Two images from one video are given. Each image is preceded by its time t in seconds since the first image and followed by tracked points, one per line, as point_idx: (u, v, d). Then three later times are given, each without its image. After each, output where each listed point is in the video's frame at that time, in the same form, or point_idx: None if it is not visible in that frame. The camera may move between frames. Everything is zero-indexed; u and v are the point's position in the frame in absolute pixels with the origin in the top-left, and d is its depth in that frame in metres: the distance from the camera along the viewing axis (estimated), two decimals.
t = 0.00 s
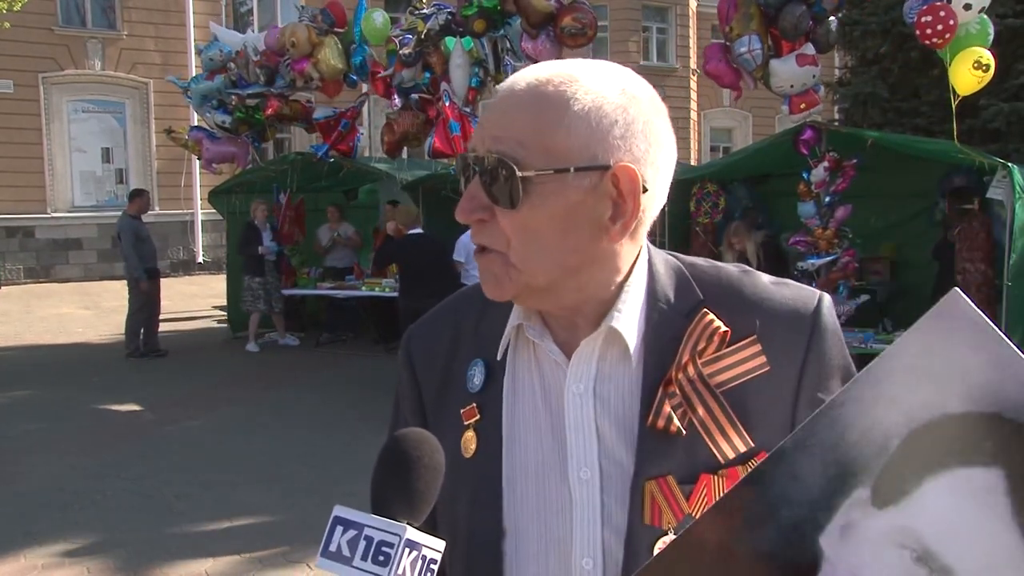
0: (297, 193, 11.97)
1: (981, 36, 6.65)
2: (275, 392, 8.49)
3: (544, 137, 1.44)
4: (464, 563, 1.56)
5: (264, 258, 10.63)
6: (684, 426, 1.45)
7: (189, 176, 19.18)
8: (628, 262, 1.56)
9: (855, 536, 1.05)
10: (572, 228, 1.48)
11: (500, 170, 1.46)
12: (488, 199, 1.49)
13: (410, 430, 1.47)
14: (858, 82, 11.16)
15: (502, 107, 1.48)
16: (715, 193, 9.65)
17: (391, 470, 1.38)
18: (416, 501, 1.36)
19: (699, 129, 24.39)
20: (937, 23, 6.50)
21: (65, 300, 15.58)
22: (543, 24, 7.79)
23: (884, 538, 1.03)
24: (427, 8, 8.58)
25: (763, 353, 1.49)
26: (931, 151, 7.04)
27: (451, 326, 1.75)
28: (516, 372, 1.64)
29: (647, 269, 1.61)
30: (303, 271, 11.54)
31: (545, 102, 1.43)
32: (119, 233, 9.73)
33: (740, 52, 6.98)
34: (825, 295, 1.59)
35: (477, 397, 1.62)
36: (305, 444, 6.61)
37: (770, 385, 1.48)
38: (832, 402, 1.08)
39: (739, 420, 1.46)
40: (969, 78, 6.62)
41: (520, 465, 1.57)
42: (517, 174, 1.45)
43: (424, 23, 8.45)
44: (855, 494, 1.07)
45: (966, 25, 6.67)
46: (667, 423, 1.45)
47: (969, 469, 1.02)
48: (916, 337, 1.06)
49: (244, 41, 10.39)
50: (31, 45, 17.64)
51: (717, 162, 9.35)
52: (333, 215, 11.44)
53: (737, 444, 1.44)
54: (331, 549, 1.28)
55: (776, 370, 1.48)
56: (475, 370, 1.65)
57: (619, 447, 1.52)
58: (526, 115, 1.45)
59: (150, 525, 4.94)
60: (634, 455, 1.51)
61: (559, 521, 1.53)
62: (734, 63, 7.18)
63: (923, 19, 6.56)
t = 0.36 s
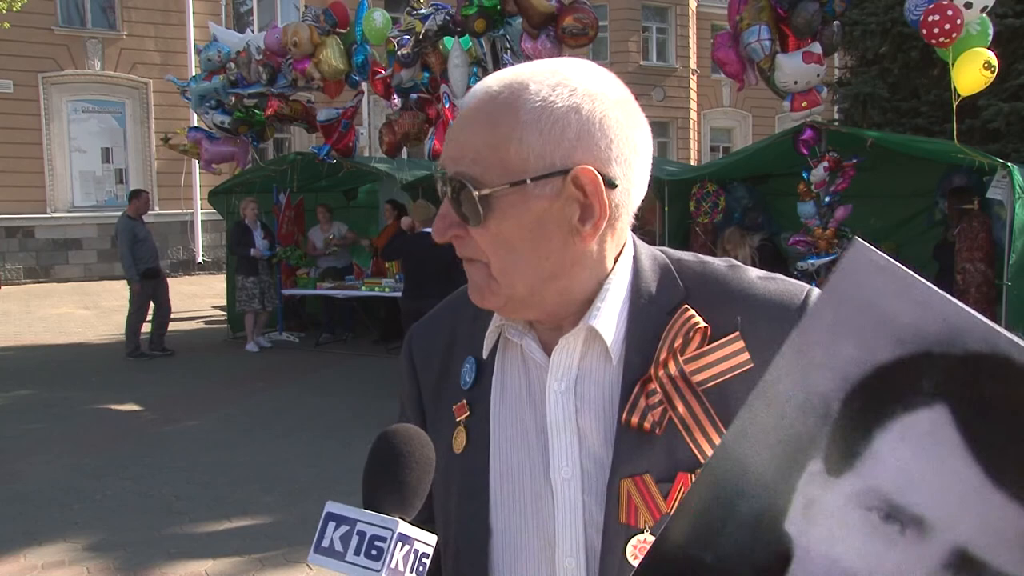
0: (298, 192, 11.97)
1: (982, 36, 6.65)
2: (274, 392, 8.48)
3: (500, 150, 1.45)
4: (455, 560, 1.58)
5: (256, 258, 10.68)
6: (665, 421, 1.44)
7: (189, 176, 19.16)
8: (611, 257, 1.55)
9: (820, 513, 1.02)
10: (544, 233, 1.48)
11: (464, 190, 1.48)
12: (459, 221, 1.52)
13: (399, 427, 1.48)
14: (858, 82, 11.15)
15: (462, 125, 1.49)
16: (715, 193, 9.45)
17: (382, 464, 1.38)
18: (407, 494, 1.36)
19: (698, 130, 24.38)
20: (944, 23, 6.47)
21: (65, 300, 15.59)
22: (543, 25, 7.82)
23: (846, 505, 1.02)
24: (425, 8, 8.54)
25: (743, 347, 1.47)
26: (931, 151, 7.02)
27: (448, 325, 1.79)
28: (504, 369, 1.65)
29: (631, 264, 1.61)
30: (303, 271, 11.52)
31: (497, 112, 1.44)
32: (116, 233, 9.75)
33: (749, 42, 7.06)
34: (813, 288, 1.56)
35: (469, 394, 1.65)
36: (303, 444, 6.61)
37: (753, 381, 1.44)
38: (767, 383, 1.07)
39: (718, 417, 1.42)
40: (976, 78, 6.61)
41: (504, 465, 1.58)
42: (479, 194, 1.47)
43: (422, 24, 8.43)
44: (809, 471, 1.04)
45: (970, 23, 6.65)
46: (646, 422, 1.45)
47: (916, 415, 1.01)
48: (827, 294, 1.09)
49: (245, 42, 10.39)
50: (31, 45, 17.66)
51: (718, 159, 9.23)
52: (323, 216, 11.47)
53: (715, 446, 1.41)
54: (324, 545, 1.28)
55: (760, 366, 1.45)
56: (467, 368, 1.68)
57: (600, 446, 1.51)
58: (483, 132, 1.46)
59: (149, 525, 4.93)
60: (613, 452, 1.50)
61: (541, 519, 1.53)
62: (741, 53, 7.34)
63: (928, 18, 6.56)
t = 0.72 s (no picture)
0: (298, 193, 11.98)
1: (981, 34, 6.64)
2: (274, 392, 8.48)
3: (497, 190, 1.43)
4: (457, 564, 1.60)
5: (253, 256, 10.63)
6: (664, 437, 1.45)
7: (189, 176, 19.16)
8: (609, 273, 1.54)
9: (858, 485, 1.09)
10: (546, 263, 1.47)
11: (468, 240, 1.46)
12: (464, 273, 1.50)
13: (392, 431, 1.49)
14: (858, 82, 11.16)
15: (447, 173, 1.46)
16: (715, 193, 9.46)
17: (375, 470, 1.39)
18: (400, 502, 1.36)
19: (698, 129, 24.37)
20: (942, 25, 6.44)
21: (65, 300, 15.58)
22: (544, 25, 7.80)
23: (887, 468, 1.08)
24: (424, 8, 8.52)
25: (741, 368, 1.46)
26: (931, 151, 7.01)
27: (452, 330, 1.79)
28: (506, 377, 1.65)
29: (631, 275, 1.60)
30: (303, 271, 11.51)
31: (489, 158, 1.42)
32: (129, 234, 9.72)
33: (761, 32, 7.02)
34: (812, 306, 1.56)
35: (474, 401, 1.66)
36: (304, 444, 6.61)
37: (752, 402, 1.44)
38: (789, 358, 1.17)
39: (712, 437, 1.43)
40: (975, 79, 6.62)
41: (505, 473, 1.59)
42: (484, 241, 1.45)
43: (421, 24, 8.41)
44: (843, 440, 1.13)
45: (968, 23, 6.64)
46: (638, 441, 1.46)
47: (939, 364, 1.07)
48: (839, 268, 1.15)
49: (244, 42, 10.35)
50: (31, 45, 17.67)
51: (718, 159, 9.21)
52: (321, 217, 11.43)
53: (712, 468, 1.42)
54: (315, 550, 1.26)
55: (758, 388, 1.44)
56: (472, 375, 1.68)
57: (598, 459, 1.51)
58: (474, 176, 1.44)
59: (150, 525, 4.94)
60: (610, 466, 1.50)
61: (539, 528, 1.54)
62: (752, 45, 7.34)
63: (927, 21, 6.52)
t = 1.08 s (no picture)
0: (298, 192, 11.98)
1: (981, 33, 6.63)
2: (274, 392, 8.48)
3: (481, 207, 1.43)
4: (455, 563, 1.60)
5: (253, 255, 10.64)
6: (651, 434, 1.46)
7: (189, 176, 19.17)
8: (595, 275, 1.55)
9: (840, 477, 1.02)
10: (534, 272, 1.48)
11: (459, 260, 1.46)
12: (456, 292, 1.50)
13: (380, 431, 1.49)
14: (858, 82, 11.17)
15: (429, 194, 1.47)
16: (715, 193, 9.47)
17: (363, 470, 1.38)
18: (389, 502, 1.36)
19: (697, 129, 24.42)
20: (937, 30, 6.43)
21: (65, 300, 15.59)
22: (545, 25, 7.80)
23: (869, 457, 1.01)
24: (424, 8, 8.53)
25: (723, 363, 1.48)
26: (931, 151, 7.01)
27: (447, 329, 1.78)
28: (497, 377, 1.65)
29: (617, 276, 1.60)
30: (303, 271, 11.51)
31: (468, 179, 1.43)
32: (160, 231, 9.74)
33: (772, 27, 7.09)
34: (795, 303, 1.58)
35: (471, 400, 1.65)
36: (305, 444, 6.61)
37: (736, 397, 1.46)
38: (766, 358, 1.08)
39: (697, 434, 1.44)
40: (975, 80, 6.64)
41: (499, 471, 1.58)
42: (474, 258, 1.46)
43: (421, 24, 8.43)
44: (825, 434, 1.05)
45: (965, 24, 6.62)
46: (622, 436, 1.47)
47: (912, 356, 1.02)
48: (815, 272, 1.07)
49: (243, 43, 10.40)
50: (31, 45, 17.67)
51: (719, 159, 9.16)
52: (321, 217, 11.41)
53: (697, 461, 1.43)
54: (306, 550, 1.24)
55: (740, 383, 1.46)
56: (468, 373, 1.68)
57: (587, 456, 1.52)
58: (455, 195, 1.44)
59: (151, 525, 4.93)
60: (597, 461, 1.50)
61: (532, 525, 1.54)
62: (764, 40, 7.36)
63: (922, 26, 6.51)
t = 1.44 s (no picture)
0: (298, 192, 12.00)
1: (982, 33, 6.59)
2: (274, 392, 8.48)
3: (479, 196, 1.44)
4: (447, 556, 1.59)
5: (253, 254, 10.62)
6: (641, 421, 1.45)
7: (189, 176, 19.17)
8: (586, 266, 1.55)
9: (783, 455, 1.24)
10: (529, 262, 1.48)
11: (458, 249, 1.46)
12: (452, 281, 1.51)
13: (367, 423, 1.48)
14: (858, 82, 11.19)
15: (427, 184, 1.47)
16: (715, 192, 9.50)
17: (348, 462, 1.37)
18: (374, 494, 1.35)
19: (698, 130, 24.41)
20: (935, 31, 6.43)
21: (65, 300, 15.58)
22: (545, 24, 7.79)
23: (808, 435, 1.22)
24: (424, 8, 8.52)
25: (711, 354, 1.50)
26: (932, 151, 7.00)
27: (441, 324, 1.78)
28: (490, 370, 1.65)
29: (609, 270, 1.61)
30: (303, 271, 11.51)
31: (466, 169, 1.43)
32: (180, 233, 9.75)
33: (779, 27, 7.05)
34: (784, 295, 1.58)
35: (463, 392, 1.65)
36: (305, 444, 6.61)
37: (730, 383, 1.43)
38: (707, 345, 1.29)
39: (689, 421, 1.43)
40: (975, 80, 6.65)
41: (492, 462, 1.59)
42: (472, 248, 1.46)
43: (421, 24, 8.43)
44: (763, 413, 1.26)
45: (966, 25, 6.61)
46: (613, 425, 1.46)
47: (839, 330, 1.22)
48: (738, 251, 1.28)
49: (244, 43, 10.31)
50: (31, 45, 17.67)
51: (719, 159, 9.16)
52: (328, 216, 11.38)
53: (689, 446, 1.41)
54: (292, 544, 1.26)
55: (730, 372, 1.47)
56: (461, 367, 1.67)
57: (580, 447, 1.52)
58: (452, 185, 1.44)
59: (152, 525, 4.94)
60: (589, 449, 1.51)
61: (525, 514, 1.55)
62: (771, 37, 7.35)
63: (920, 27, 6.52)
